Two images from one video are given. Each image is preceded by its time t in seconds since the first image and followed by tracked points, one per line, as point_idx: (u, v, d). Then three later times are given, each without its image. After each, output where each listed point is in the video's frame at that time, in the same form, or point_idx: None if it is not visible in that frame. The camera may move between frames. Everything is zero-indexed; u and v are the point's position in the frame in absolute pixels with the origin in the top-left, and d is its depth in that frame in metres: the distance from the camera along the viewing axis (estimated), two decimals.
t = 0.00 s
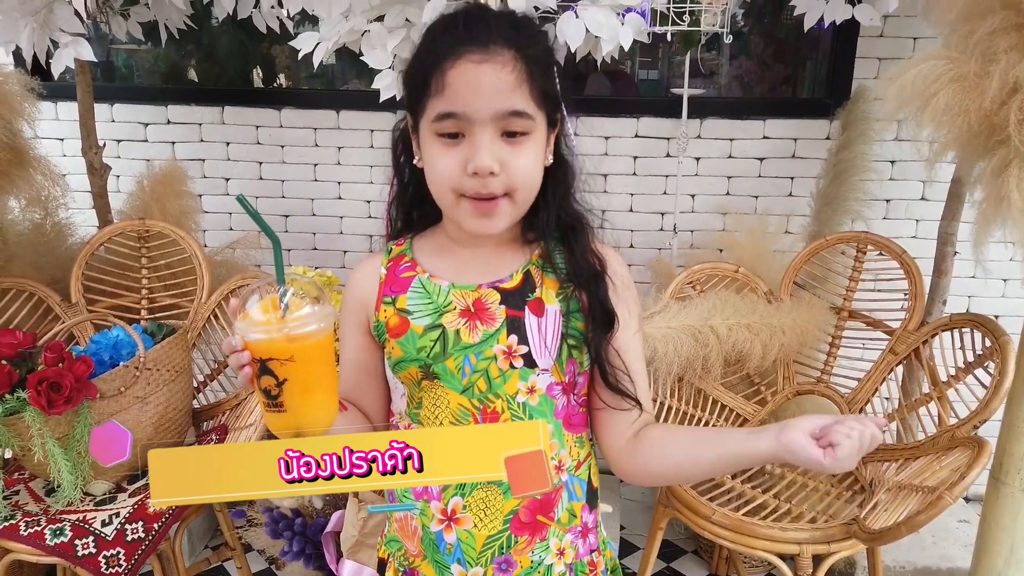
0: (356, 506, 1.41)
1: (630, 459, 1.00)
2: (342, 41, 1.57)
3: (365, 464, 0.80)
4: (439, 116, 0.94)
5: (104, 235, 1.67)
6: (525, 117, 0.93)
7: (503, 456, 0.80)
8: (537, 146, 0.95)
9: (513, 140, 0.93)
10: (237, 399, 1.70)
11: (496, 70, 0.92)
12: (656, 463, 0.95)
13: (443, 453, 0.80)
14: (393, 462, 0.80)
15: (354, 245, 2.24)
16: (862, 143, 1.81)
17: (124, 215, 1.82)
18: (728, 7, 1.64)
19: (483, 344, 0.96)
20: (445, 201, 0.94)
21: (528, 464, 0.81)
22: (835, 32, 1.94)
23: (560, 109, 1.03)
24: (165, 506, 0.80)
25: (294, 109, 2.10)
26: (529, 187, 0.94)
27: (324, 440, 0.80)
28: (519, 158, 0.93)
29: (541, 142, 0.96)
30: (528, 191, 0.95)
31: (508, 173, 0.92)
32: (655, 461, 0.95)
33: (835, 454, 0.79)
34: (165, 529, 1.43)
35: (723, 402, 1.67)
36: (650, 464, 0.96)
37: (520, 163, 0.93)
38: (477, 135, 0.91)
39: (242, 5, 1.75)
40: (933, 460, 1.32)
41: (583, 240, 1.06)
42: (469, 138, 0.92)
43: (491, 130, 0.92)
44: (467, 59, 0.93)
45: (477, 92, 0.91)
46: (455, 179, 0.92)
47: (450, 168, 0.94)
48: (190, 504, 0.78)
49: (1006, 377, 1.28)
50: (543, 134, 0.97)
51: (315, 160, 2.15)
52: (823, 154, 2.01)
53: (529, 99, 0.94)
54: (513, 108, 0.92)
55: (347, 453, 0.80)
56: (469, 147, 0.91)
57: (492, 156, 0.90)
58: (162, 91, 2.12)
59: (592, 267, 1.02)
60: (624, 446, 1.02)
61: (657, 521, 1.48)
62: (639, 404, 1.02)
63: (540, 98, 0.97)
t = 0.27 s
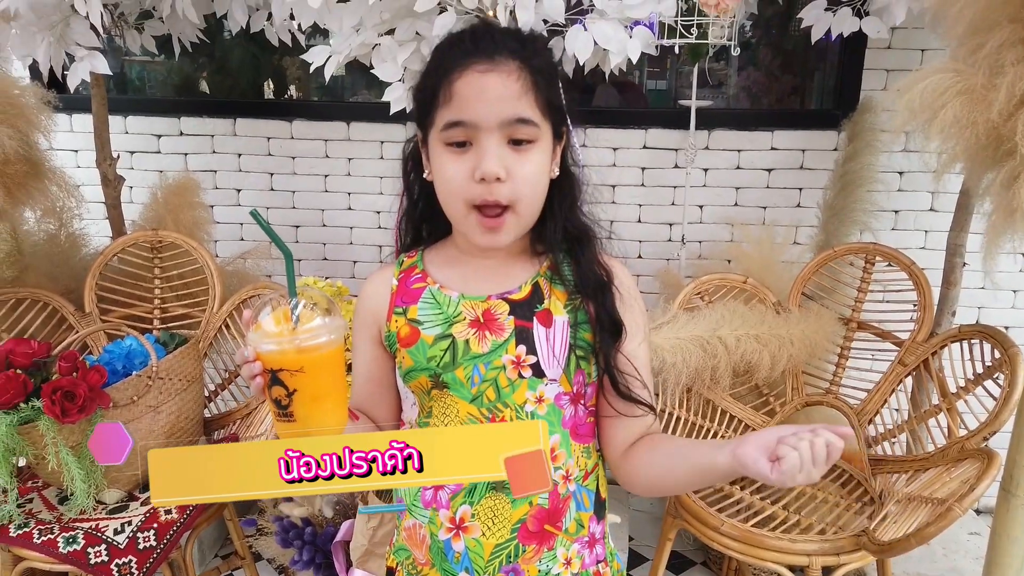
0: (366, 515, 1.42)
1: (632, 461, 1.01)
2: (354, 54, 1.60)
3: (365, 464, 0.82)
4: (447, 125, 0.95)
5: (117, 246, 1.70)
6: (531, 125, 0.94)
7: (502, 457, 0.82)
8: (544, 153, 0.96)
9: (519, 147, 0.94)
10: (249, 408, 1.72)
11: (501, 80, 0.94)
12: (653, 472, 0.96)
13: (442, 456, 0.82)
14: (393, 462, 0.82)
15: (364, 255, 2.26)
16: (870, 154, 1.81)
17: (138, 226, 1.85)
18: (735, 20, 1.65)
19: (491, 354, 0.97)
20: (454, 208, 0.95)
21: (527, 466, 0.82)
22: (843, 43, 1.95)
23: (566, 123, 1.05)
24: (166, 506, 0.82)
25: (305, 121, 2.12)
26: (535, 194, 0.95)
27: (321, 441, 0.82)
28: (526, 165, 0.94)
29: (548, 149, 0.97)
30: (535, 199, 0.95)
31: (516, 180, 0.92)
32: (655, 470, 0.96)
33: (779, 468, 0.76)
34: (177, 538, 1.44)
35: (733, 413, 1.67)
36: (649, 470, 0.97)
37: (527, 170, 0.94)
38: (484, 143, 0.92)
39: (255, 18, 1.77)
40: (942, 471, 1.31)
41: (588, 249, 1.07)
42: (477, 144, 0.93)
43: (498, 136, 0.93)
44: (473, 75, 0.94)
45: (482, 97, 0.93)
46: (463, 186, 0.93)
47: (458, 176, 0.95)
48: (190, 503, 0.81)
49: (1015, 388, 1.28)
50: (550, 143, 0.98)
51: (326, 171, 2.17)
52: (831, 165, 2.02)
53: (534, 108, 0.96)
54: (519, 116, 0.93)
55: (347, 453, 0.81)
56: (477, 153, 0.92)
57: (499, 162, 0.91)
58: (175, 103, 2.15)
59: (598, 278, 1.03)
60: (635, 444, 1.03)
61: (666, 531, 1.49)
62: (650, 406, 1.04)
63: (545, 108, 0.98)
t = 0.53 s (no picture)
0: (374, 526, 1.42)
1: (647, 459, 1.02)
2: (364, 67, 1.61)
3: (365, 464, 0.81)
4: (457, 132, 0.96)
5: (129, 257, 1.72)
6: (541, 128, 0.95)
7: (503, 455, 0.82)
8: (554, 159, 0.97)
9: (531, 151, 0.95)
10: (257, 420, 1.72)
11: (510, 84, 0.96)
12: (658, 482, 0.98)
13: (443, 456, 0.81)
14: (393, 462, 0.81)
15: (372, 267, 2.27)
16: (879, 167, 1.81)
17: (150, 237, 1.87)
18: (743, 33, 1.66)
19: (498, 367, 0.97)
20: (466, 214, 0.94)
21: (527, 464, 0.82)
22: (851, 57, 1.96)
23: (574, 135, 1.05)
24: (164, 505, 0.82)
25: (315, 133, 2.14)
26: (547, 197, 0.96)
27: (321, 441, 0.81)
28: (537, 169, 0.94)
29: (557, 155, 0.98)
30: (548, 202, 0.96)
31: (529, 184, 0.93)
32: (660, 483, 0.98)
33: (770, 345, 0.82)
34: (185, 548, 1.45)
35: (743, 426, 1.70)
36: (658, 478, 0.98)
37: (539, 174, 0.94)
38: (496, 147, 0.93)
39: (266, 32, 1.80)
40: (952, 485, 1.30)
41: (596, 260, 1.07)
42: (489, 149, 0.93)
43: (508, 140, 0.93)
44: (484, 83, 0.95)
45: (490, 104, 0.94)
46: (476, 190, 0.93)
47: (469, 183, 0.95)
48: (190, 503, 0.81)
49: None
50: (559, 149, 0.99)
51: (335, 183, 2.18)
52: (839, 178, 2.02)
53: (545, 110, 0.97)
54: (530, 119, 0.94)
55: (347, 453, 0.81)
56: (489, 157, 0.93)
57: (511, 166, 0.91)
58: (187, 116, 2.17)
59: (605, 289, 1.03)
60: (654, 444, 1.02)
61: (674, 545, 1.48)
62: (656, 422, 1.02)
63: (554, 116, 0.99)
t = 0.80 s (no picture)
0: (380, 536, 1.42)
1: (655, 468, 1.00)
2: (371, 79, 1.63)
3: (365, 464, 0.81)
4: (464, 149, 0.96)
5: (137, 267, 1.73)
6: (548, 145, 0.95)
7: (505, 454, 0.81)
8: (561, 173, 0.98)
9: (537, 166, 0.95)
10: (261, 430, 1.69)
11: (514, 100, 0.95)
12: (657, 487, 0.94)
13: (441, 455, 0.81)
14: (393, 462, 0.81)
15: (379, 277, 2.28)
16: (886, 178, 1.82)
17: (158, 247, 1.88)
18: (748, 45, 1.67)
19: (508, 379, 0.97)
20: (472, 230, 0.96)
21: (528, 465, 0.81)
22: (856, 68, 1.96)
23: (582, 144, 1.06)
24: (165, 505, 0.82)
25: (321, 145, 2.16)
26: (557, 209, 0.96)
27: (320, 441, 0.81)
28: (546, 183, 0.95)
29: (564, 167, 0.99)
30: (558, 213, 0.97)
31: (536, 199, 0.94)
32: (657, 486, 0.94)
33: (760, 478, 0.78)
34: (190, 558, 1.45)
35: (748, 437, 1.68)
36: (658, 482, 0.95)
37: (547, 186, 0.95)
38: (502, 163, 0.93)
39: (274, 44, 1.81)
40: (960, 497, 1.29)
41: (604, 269, 1.06)
42: (495, 166, 0.94)
43: (515, 158, 0.94)
44: (491, 95, 0.96)
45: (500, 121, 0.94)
46: (483, 209, 0.94)
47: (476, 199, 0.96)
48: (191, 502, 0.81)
49: None
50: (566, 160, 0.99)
51: (341, 195, 2.20)
52: (845, 188, 2.02)
53: (551, 127, 0.97)
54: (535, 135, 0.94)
55: (347, 453, 0.81)
56: (495, 175, 0.93)
57: (518, 183, 0.92)
58: (195, 127, 2.19)
59: (613, 297, 1.03)
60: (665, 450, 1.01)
61: (680, 556, 1.47)
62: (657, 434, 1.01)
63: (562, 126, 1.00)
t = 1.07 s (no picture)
0: (381, 543, 1.41)
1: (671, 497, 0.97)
2: (373, 86, 1.63)
3: (365, 464, 0.81)
4: (475, 145, 0.97)
5: (139, 273, 1.73)
6: (559, 138, 0.95)
7: (504, 453, 0.80)
8: (572, 169, 0.97)
9: (549, 161, 0.95)
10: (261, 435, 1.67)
11: (526, 96, 0.97)
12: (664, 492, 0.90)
13: (441, 455, 0.81)
14: (393, 462, 0.81)
15: (381, 284, 2.28)
16: (887, 184, 1.82)
17: (160, 254, 1.88)
18: (749, 51, 1.67)
19: (516, 387, 0.97)
20: (484, 231, 0.95)
21: (529, 465, 0.79)
22: (858, 75, 1.97)
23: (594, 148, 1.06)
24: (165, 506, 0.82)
25: (324, 153, 2.16)
26: (567, 210, 0.96)
27: (321, 441, 0.81)
28: (558, 180, 0.94)
29: (576, 164, 0.98)
30: (567, 215, 0.96)
31: (547, 195, 0.93)
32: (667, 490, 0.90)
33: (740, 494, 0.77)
34: (191, 565, 1.44)
35: (751, 443, 1.68)
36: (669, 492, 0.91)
37: (559, 184, 0.94)
38: (513, 158, 0.94)
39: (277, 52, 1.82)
40: (964, 505, 1.28)
41: (613, 274, 1.06)
42: (506, 161, 0.94)
43: (526, 151, 0.94)
44: (503, 95, 0.96)
45: (509, 114, 0.95)
46: (494, 206, 0.93)
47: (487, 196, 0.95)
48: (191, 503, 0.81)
49: None
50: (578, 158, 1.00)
51: (342, 202, 2.20)
52: (847, 195, 2.02)
53: (558, 127, 0.97)
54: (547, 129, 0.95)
55: (347, 453, 0.81)
56: (506, 170, 0.93)
57: (529, 179, 0.92)
58: (198, 135, 2.20)
59: (622, 303, 1.02)
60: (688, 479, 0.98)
61: (683, 563, 1.46)
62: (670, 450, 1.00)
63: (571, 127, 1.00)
